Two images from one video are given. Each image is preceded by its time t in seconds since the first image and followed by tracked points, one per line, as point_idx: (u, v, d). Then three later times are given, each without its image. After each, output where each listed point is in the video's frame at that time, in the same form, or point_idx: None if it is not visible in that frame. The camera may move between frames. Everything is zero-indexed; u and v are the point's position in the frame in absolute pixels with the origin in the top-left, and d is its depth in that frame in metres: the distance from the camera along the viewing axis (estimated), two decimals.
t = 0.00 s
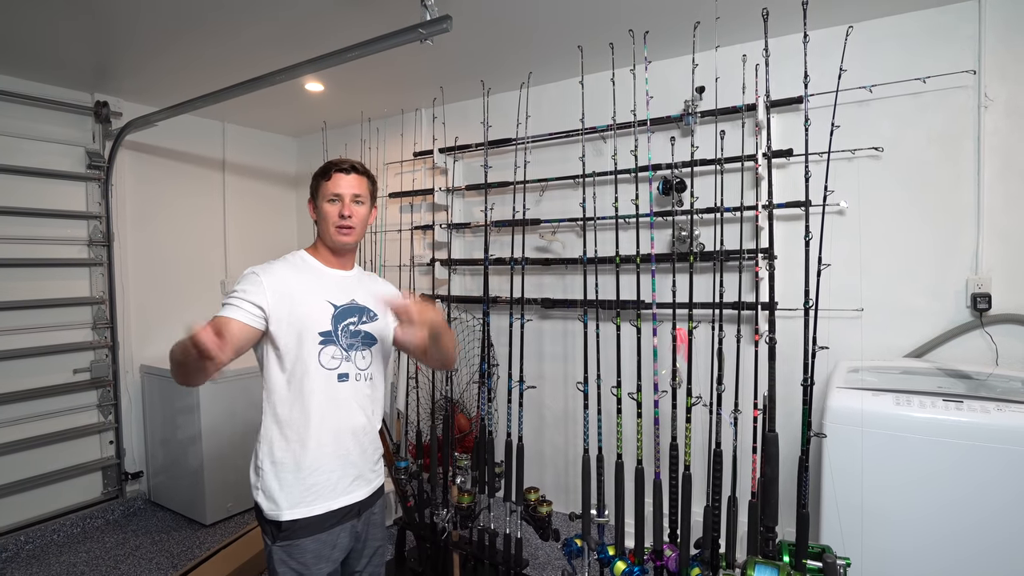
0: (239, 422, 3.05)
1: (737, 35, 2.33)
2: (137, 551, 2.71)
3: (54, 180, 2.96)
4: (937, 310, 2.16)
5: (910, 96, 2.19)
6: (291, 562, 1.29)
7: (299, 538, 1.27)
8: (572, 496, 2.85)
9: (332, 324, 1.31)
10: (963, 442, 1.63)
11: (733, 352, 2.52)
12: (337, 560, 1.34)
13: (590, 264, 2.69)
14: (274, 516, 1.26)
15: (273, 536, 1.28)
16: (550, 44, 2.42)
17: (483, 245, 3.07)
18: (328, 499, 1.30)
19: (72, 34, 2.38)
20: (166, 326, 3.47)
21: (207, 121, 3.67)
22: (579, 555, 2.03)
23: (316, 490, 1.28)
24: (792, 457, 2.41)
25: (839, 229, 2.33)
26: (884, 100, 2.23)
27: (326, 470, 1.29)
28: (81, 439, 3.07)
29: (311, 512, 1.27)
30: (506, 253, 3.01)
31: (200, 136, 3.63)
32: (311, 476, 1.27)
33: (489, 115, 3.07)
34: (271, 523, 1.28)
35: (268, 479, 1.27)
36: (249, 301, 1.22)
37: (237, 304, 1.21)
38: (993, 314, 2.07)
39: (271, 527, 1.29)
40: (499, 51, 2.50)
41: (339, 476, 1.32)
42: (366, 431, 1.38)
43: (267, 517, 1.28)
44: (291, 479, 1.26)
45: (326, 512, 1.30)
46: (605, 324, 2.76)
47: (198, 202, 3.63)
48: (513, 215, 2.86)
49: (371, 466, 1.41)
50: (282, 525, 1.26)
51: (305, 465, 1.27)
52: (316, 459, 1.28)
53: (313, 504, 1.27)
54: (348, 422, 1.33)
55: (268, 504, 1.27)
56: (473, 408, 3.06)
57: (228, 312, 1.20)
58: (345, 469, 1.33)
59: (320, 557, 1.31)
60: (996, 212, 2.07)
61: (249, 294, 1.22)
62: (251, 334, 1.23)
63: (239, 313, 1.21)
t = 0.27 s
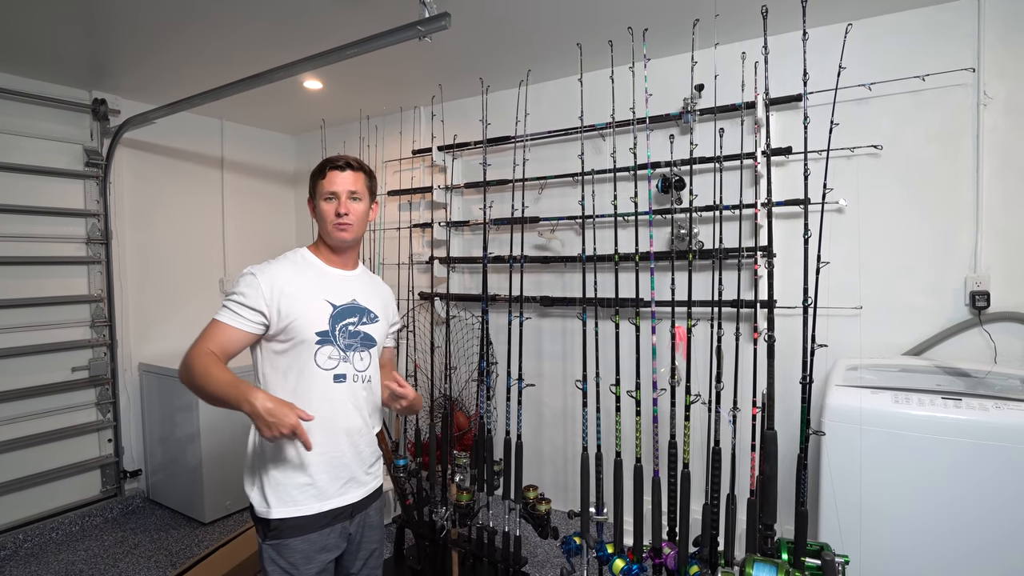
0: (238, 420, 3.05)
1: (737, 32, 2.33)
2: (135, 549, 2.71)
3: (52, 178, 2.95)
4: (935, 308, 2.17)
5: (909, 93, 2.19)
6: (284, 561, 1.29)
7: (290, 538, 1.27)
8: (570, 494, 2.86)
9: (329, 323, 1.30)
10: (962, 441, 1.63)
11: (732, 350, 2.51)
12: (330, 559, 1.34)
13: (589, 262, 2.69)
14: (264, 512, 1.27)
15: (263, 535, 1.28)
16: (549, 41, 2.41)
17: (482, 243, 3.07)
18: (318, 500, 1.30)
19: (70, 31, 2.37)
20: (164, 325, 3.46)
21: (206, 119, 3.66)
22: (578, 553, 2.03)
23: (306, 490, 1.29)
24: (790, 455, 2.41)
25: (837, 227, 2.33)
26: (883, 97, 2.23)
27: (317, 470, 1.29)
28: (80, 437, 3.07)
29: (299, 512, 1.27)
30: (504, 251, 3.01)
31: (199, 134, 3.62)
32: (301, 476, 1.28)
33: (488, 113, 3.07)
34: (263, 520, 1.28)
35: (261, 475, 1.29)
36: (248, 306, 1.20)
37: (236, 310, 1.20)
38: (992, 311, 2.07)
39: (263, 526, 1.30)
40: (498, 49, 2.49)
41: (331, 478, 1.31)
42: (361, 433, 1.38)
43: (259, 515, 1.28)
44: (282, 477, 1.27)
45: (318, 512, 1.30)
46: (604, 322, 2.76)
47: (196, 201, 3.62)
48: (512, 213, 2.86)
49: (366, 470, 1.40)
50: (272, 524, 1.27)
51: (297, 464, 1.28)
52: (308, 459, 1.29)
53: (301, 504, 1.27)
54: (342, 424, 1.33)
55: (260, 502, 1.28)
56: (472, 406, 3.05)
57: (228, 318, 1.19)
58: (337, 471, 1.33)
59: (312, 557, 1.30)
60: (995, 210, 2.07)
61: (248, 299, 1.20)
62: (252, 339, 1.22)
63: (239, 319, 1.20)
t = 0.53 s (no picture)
0: (236, 419, 3.05)
1: (736, 30, 2.33)
2: (133, 548, 2.70)
3: (49, 176, 2.94)
4: (934, 307, 2.16)
5: (908, 92, 2.19)
6: (285, 558, 1.29)
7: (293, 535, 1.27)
8: (569, 492, 2.86)
9: (329, 321, 1.30)
10: (960, 439, 1.63)
11: (730, 349, 2.51)
12: (330, 557, 1.34)
13: (588, 261, 2.69)
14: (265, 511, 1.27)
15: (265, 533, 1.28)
16: (548, 39, 2.41)
17: (481, 241, 3.06)
18: (320, 497, 1.29)
19: (67, 29, 2.36)
20: (163, 323, 3.46)
21: (204, 117, 3.66)
22: (577, 551, 2.03)
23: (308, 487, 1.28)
24: (789, 453, 2.41)
25: (837, 225, 2.32)
26: (883, 96, 2.23)
27: (318, 467, 1.29)
28: (78, 436, 3.07)
29: (301, 509, 1.26)
30: (503, 250, 3.00)
31: (197, 132, 3.62)
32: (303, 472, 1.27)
33: (487, 111, 3.06)
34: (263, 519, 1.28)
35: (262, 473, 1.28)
36: (248, 305, 1.19)
37: (236, 310, 1.19)
38: (990, 310, 2.07)
39: (264, 524, 1.29)
40: (497, 46, 2.48)
41: (332, 474, 1.31)
42: (362, 430, 1.38)
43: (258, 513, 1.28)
44: (285, 474, 1.27)
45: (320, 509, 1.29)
46: (603, 321, 2.76)
47: (195, 199, 3.61)
48: (511, 212, 2.86)
49: (366, 466, 1.41)
50: (275, 522, 1.26)
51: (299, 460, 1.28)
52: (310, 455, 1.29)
53: (304, 501, 1.27)
54: (343, 420, 1.33)
55: (261, 500, 1.28)
56: (471, 405, 3.03)
57: (229, 319, 1.18)
58: (338, 467, 1.32)
59: (312, 555, 1.30)
60: (994, 208, 2.06)
61: (248, 298, 1.19)
62: (253, 338, 1.22)
63: (240, 319, 1.19)
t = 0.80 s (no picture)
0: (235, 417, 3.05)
1: (735, 28, 2.32)
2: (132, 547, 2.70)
3: (47, 174, 2.94)
4: (933, 305, 2.16)
5: (907, 90, 2.18)
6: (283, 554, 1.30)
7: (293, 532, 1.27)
8: (568, 491, 2.85)
9: (325, 319, 1.30)
10: (959, 438, 1.63)
11: (729, 347, 2.51)
12: (329, 554, 1.34)
13: (587, 259, 2.68)
14: (265, 510, 1.26)
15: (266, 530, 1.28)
16: (547, 38, 2.40)
17: (480, 240, 3.06)
18: (319, 494, 1.29)
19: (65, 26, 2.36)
20: (162, 322, 3.46)
21: (202, 116, 3.65)
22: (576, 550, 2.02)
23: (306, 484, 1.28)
24: (788, 452, 2.41)
25: (836, 224, 2.32)
26: (882, 94, 2.22)
27: (317, 465, 1.29)
28: (77, 434, 3.07)
29: (300, 506, 1.26)
30: (502, 249, 3.00)
31: (196, 130, 3.61)
32: (302, 470, 1.27)
33: (486, 109, 3.06)
34: (263, 516, 1.28)
35: (261, 472, 1.28)
36: (247, 303, 1.19)
37: (234, 308, 1.18)
38: (989, 309, 2.07)
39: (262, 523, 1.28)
40: (496, 45, 2.48)
41: (331, 472, 1.31)
42: (359, 427, 1.38)
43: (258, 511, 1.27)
44: (283, 471, 1.26)
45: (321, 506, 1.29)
46: (601, 319, 2.76)
47: (194, 197, 3.61)
48: (510, 210, 2.85)
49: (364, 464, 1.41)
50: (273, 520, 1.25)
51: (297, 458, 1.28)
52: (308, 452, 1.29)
53: (303, 498, 1.26)
54: (341, 417, 1.34)
55: (260, 498, 1.27)
56: (470, 404, 3.01)
57: (227, 316, 1.17)
58: (337, 465, 1.32)
59: (311, 552, 1.31)
60: (993, 207, 2.06)
61: (246, 296, 1.18)
62: (251, 336, 1.21)
63: (238, 317, 1.18)
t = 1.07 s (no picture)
0: (234, 416, 3.05)
1: (734, 26, 2.32)
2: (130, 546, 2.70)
3: (45, 173, 2.93)
4: (932, 304, 2.16)
5: (906, 88, 2.18)
6: (283, 553, 1.29)
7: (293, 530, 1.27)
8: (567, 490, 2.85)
9: (322, 319, 1.29)
10: (958, 436, 1.62)
11: (728, 346, 2.51)
12: (328, 553, 1.34)
13: (586, 258, 2.68)
14: (264, 510, 1.26)
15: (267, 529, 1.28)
16: (545, 36, 2.40)
17: (478, 238, 3.05)
18: (317, 494, 1.28)
19: (62, 24, 2.35)
20: (161, 320, 3.46)
21: (200, 114, 3.64)
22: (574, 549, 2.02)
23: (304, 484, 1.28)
24: (786, 450, 2.41)
25: (835, 222, 2.32)
26: (881, 92, 2.22)
27: (316, 464, 1.29)
28: (75, 433, 3.07)
29: (298, 506, 1.25)
30: (501, 247, 3.00)
31: (194, 129, 3.61)
32: (300, 471, 1.26)
33: (484, 108, 3.05)
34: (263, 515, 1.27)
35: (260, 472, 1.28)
36: (241, 305, 1.19)
37: (230, 310, 1.18)
38: (988, 307, 2.07)
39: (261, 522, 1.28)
40: (494, 43, 2.48)
41: (330, 472, 1.30)
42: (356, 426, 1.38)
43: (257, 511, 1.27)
44: (281, 470, 1.26)
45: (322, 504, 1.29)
46: (600, 318, 2.76)
47: (192, 196, 3.60)
48: (508, 209, 2.85)
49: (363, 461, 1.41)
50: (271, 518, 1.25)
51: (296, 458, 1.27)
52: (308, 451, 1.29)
53: (302, 500, 1.26)
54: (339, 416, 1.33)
55: (258, 496, 1.27)
56: (469, 403, 3.00)
57: (222, 319, 1.17)
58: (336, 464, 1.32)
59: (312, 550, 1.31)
60: (992, 205, 2.06)
61: (241, 298, 1.18)
62: (247, 336, 1.21)
63: (234, 320, 1.18)
